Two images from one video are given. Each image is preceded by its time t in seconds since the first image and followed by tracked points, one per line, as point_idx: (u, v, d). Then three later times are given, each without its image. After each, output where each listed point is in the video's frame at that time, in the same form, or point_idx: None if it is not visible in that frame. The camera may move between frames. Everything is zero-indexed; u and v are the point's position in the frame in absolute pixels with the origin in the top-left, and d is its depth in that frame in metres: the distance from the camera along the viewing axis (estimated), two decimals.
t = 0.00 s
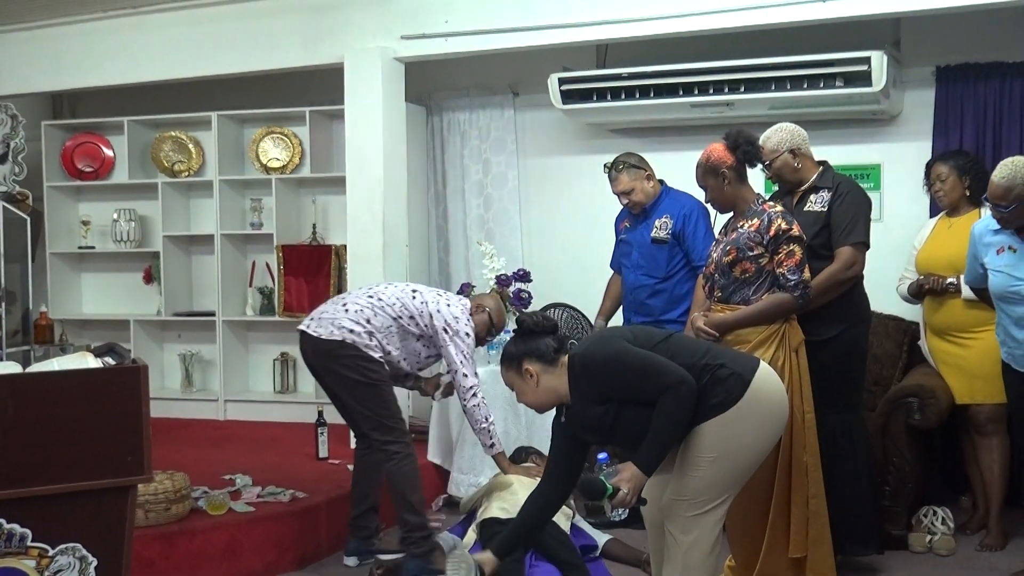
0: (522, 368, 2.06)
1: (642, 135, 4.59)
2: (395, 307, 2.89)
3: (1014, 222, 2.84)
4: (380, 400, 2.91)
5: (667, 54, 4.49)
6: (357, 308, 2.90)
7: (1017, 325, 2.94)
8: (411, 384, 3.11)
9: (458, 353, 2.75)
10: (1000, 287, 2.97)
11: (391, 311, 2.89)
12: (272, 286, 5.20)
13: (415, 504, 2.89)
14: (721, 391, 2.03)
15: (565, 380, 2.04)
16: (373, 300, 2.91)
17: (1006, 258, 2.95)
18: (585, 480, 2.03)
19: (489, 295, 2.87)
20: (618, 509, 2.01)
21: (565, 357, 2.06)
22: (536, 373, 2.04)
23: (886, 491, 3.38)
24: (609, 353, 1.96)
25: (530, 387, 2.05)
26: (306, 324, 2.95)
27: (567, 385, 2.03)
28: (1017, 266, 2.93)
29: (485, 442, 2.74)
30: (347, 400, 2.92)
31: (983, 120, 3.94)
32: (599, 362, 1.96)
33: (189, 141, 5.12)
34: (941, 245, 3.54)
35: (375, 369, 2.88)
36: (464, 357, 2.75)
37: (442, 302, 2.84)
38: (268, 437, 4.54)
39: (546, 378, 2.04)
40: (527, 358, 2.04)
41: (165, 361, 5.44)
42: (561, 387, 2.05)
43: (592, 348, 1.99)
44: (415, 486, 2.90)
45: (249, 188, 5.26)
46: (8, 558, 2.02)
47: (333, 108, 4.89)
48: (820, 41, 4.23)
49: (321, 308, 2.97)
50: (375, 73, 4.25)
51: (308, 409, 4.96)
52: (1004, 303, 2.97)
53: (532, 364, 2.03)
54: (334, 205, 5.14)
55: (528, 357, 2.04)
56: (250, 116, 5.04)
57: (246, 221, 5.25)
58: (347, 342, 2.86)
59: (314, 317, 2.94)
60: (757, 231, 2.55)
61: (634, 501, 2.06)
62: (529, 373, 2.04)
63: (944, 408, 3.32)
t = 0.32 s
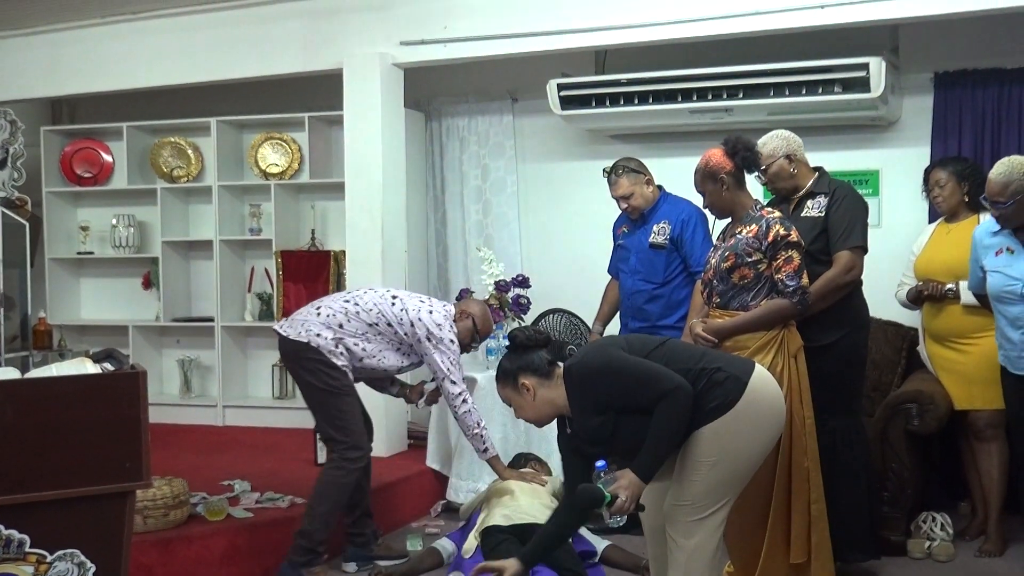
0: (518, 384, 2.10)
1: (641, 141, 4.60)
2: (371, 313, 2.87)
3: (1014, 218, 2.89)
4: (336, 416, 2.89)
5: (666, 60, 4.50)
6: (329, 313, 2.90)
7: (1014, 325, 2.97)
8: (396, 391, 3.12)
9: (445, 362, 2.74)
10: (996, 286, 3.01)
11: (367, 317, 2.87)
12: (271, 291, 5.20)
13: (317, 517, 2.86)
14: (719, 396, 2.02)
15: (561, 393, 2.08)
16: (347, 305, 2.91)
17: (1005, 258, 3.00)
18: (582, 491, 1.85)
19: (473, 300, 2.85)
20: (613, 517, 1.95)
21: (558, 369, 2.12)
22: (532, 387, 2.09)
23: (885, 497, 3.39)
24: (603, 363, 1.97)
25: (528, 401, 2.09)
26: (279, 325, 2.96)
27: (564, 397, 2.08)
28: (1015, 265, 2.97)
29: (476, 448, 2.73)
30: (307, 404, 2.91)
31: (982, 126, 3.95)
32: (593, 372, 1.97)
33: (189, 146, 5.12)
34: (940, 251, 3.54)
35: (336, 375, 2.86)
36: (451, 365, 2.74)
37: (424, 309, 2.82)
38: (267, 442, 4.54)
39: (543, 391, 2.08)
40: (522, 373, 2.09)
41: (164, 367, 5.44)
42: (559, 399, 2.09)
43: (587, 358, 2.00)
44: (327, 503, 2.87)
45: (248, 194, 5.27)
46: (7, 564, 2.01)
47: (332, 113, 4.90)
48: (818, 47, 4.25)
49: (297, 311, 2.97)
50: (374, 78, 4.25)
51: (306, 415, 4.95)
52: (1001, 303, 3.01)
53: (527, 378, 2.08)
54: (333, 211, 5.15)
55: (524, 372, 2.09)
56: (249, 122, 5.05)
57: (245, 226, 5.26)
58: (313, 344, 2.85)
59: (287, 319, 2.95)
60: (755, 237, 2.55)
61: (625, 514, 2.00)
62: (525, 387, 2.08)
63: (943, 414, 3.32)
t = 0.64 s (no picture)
0: (518, 391, 2.12)
1: (641, 146, 4.60)
2: (349, 318, 2.84)
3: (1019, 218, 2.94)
4: (315, 432, 2.88)
5: (665, 66, 4.51)
6: (307, 319, 2.88)
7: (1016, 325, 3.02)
8: (381, 398, 3.11)
9: (426, 363, 2.70)
10: (1000, 287, 3.06)
11: (345, 322, 2.85)
12: (270, 296, 5.20)
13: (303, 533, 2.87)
14: (717, 400, 2.03)
15: (560, 401, 2.10)
16: (324, 311, 2.88)
17: (1009, 260, 3.05)
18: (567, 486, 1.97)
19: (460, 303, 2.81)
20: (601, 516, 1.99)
21: (559, 375, 2.12)
22: (532, 394, 2.09)
23: (884, 502, 3.39)
24: (599, 370, 1.97)
25: (529, 406, 2.11)
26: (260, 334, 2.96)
27: (564, 404, 2.09)
28: (1020, 267, 3.02)
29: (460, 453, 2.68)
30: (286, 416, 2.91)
31: (981, 131, 3.95)
32: (589, 380, 1.97)
33: (189, 152, 5.13)
34: (940, 255, 3.54)
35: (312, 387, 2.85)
36: (433, 366, 2.70)
37: (403, 310, 2.79)
38: (266, 448, 4.53)
39: (543, 397, 2.10)
40: (523, 379, 2.10)
41: (163, 372, 5.43)
42: (560, 405, 2.11)
43: (584, 363, 1.99)
44: (313, 519, 2.87)
45: (247, 199, 5.27)
46: (6, 570, 2.01)
47: (331, 118, 4.90)
48: (817, 52, 4.25)
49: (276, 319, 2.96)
50: (373, 83, 4.25)
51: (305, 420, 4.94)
52: (1005, 304, 3.05)
53: (527, 384, 2.09)
54: (332, 216, 5.14)
55: (525, 378, 2.09)
56: (249, 127, 5.05)
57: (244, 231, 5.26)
58: (290, 354, 2.84)
59: (267, 328, 2.94)
60: (755, 242, 2.55)
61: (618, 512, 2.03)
62: (525, 393, 2.09)
63: (943, 419, 3.32)
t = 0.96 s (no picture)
0: (523, 399, 2.11)
1: (640, 151, 4.61)
2: (336, 317, 2.84)
3: None
4: (332, 425, 2.87)
5: (663, 71, 4.52)
6: (297, 328, 2.88)
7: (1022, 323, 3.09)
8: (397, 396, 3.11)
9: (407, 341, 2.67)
10: (1010, 284, 3.13)
11: (334, 322, 2.84)
12: (269, 301, 5.19)
13: (330, 522, 2.88)
14: (718, 405, 2.03)
15: (564, 408, 2.07)
16: (312, 316, 2.88)
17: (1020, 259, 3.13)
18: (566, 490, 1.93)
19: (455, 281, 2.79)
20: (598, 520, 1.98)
21: (564, 383, 2.10)
22: (536, 402, 2.08)
23: (883, 507, 3.38)
24: (597, 376, 1.97)
25: (533, 415, 2.09)
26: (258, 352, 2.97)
27: (568, 412, 2.07)
28: None
29: (413, 431, 2.63)
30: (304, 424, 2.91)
31: (980, 136, 3.96)
32: (589, 386, 1.97)
33: (188, 156, 5.13)
34: (939, 261, 3.55)
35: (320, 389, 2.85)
36: (414, 344, 2.66)
37: (389, 295, 2.76)
38: (265, 452, 4.52)
39: (547, 406, 2.08)
40: (527, 388, 2.09)
41: (162, 377, 5.43)
42: (564, 413, 2.08)
43: (584, 371, 2.00)
44: (338, 507, 2.87)
45: (246, 204, 5.27)
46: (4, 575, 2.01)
47: (330, 123, 4.90)
48: (816, 58, 4.26)
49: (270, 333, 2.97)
50: (372, 88, 4.26)
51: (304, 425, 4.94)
52: (1012, 301, 3.12)
53: (531, 393, 2.08)
54: (331, 221, 5.15)
55: (528, 388, 2.09)
56: (248, 132, 5.05)
57: (243, 236, 5.26)
58: (286, 365, 2.84)
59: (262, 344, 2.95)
60: (755, 247, 2.55)
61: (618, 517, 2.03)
62: (529, 402, 2.08)
63: (942, 424, 3.32)
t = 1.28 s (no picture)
0: (525, 402, 2.11)
1: (639, 154, 4.61)
2: (342, 332, 2.74)
3: None
4: (324, 444, 2.81)
5: (661, 75, 4.53)
6: (300, 339, 2.80)
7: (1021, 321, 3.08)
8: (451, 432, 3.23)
9: (416, 367, 2.52)
10: (1011, 283, 3.12)
11: (338, 338, 2.75)
12: (267, 304, 5.19)
13: (353, 552, 2.86)
14: (718, 407, 2.03)
15: (567, 410, 2.08)
16: (317, 329, 2.78)
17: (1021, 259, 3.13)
18: (568, 494, 1.99)
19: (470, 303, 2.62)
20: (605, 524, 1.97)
21: (566, 385, 2.10)
22: (539, 404, 2.08)
23: (881, 510, 3.38)
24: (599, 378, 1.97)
25: (536, 417, 2.09)
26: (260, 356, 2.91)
27: (570, 413, 2.07)
28: None
29: (429, 460, 2.43)
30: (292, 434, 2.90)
31: (978, 139, 3.96)
32: (589, 387, 1.98)
33: (185, 159, 5.13)
34: (937, 264, 3.56)
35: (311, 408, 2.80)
36: (423, 370, 2.52)
37: (397, 314, 2.64)
38: (263, 455, 4.52)
39: (549, 408, 2.08)
40: (529, 390, 2.09)
41: (159, 379, 5.42)
42: (567, 415, 2.08)
43: (584, 373, 2.00)
44: (354, 536, 2.85)
45: (244, 206, 5.26)
46: None
47: (329, 126, 4.90)
48: (815, 61, 4.26)
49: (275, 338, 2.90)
50: (371, 91, 4.26)
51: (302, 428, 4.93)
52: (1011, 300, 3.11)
53: (534, 395, 2.08)
54: (330, 223, 5.15)
55: (530, 390, 2.09)
56: (247, 134, 5.05)
57: (241, 238, 5.25)
58: (285, 376, 2.78)
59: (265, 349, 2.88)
60: (755, 250, 2.55)
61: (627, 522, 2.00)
62: (531, 404, 2.08)
63: (940, 427, 3.32)
